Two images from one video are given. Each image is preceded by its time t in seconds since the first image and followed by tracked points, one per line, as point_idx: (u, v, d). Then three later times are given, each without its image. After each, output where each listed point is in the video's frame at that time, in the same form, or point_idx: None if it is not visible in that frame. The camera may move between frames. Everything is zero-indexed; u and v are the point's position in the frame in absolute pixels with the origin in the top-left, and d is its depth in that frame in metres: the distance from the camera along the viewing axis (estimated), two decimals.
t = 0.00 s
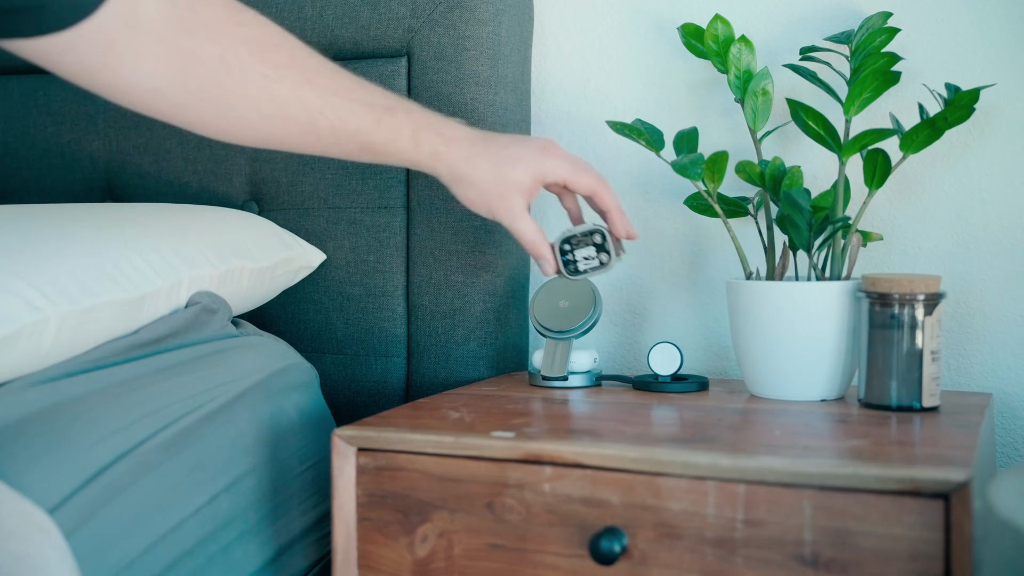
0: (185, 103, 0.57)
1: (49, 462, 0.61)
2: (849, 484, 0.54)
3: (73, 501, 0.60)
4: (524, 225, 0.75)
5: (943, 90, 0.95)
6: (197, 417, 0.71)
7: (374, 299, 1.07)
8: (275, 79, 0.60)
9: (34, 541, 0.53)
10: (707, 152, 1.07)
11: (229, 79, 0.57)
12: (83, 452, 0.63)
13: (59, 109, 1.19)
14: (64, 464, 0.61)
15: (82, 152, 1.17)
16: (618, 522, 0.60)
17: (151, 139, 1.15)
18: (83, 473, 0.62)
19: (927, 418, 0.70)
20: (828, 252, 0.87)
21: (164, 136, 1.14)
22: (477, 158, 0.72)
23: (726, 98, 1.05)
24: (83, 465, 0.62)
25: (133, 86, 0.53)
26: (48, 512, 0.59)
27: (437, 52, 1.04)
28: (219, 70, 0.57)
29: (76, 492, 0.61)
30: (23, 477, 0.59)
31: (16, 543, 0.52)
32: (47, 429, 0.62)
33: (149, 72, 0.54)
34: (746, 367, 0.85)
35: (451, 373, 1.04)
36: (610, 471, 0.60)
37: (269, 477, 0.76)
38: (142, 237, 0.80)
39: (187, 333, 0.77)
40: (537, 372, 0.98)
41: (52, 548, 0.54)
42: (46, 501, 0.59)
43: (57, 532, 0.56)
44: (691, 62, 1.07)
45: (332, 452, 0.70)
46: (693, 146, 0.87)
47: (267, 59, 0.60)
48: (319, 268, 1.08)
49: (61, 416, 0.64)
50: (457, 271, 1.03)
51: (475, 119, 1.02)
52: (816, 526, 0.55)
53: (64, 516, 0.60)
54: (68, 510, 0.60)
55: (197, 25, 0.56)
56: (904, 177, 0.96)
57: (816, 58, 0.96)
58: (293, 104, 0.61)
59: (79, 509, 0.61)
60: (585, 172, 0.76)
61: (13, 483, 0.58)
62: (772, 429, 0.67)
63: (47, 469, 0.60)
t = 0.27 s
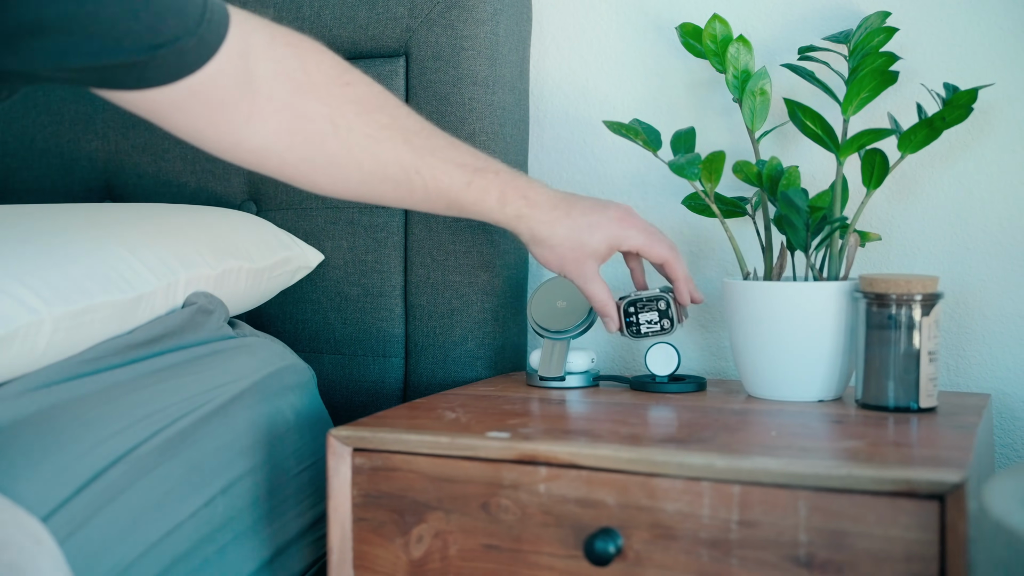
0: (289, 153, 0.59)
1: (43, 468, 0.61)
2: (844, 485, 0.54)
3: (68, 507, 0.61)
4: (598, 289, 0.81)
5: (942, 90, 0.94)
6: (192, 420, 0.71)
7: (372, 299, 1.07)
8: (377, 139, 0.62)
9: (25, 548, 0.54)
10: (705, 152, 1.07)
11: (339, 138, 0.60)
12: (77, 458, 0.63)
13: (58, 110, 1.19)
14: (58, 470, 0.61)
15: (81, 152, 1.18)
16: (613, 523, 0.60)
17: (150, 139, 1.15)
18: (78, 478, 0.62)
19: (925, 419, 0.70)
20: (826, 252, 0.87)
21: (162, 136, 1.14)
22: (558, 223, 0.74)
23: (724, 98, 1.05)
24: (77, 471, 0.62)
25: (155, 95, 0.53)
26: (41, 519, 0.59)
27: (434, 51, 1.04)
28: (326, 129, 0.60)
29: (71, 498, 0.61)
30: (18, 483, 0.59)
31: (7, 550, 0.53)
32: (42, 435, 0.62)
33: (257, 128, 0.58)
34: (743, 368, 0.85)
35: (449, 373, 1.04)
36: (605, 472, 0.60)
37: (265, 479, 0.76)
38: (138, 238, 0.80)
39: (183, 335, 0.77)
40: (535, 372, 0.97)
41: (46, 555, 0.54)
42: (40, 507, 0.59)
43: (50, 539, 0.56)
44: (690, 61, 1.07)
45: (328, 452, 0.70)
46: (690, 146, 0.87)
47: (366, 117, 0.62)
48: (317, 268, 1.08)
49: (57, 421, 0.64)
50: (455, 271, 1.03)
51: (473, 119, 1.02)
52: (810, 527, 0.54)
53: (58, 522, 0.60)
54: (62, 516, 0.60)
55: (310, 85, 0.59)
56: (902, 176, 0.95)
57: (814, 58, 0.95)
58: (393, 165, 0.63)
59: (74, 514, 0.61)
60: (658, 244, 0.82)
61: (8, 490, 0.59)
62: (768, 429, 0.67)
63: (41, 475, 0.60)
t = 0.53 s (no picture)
0: (313, 178, 0.63)
1: (40, 469, 0.61)
2: (840, 485, 0.53)
3: (65, 509, 0.61)
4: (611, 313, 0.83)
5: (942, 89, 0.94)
6: (189, 420, 0.71)
7: (371, 298, 1.07)
8: (400, 165, 0.65)
9: (21, 550, 0.54)
10: (705, 151, 1.06)
11: (363, 164, 0.64)
12: (74, 459, 0.63)
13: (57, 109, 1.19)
14: (55, 471, 0.61)
15: (80, 151, 1.18)
16: (611, 523, 0.60)
17: (149, 139, 1.15)
18: (75, 479, 0.62)
19: (924, 418, 0.70)
20: (825, 252, 0.87)
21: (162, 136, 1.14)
22: (576, 248, 0.76)
23: (724, 97, 1.05)
24: (74, 472, 0.62)
25: (173, 115, 0.57)
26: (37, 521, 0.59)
27: (433, 51, 1.03)
28: (349, 156, 0.63)
29: (68, 499, 0.61)
30: (15, 484, 0.59)
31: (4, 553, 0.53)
32: (40, 436, 0.62)
33: (284, 157, 0.61)
34: (742, 367, 0.85)
35: (448, 372, 1.04)
36: (603, 471, 0.60)
37: (262, 479, 0.76)
38: (137, 238, 0.80)
39: (180, 336, 0.77)
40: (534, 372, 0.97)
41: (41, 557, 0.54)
42: (37, 509, 0.59)
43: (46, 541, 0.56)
44: (689, 61, 1.06)
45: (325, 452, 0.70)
46: (689, 145, 0.87)
47: (383, 143, 0.65)
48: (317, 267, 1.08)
49: (54, 422, 0.64)
50: (454, 270, 1.03)
51: (472, 118, 1.02)
52: (807, 527, 0.54)
53: (54, 523, 0.60)
54: (59, 517, 0.60)
55: (334, 115, 0.63)
56: (902, 176, 0.95)
57: (814, 57, 0.95)
58: (415, 191, 0.66)
59: (70, 516, 0.61)
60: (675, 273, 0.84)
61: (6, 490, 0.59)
62: (766, 429, 0.67)
63: (37, 477, 0.60)
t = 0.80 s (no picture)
0: (313, 187, 0.63)
1: (36, 471, 0.61)
2: (838, 487, 0.53)
3: (61, 511, 0.61)
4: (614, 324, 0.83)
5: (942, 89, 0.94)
6: (186, 422, 0.71)
7: (371, 299, 1.06)
8: (400, 175, 0.65)
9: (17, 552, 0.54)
10: (704, 152, 1.06)
11: (363, 173, 0.64)
12: (71, 460, 0.63)
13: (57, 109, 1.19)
14: (51, 474, 0.61)
15: (80, 152, 1.18)
16: (609, 524, 0.60)
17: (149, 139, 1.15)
18: (71, 482, 0.62)
19: (923, 420, 0.70)
20: (824, 253, 0.86)
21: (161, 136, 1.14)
22: (579, 257, 0.77)
23: (723, 97, 1.04)
24: (71, 474, 0.62)
25: (174, 124, 0.57)
26: (33, 524, 0.59)
27: (432, 51, 1.03)
28: (350, 165, 0.63)
29: (64, 502, 0.61)
30: (12, 486, 0.59)
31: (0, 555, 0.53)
32: (36, 437, 0.62)
33: (284, 165, 0.61)
34: (742, 368, 0.85)
35: (448, 373, 1.03)
36: (601, 473, 0.60)
37: (260, 480, 0.76)
38: (135, 239, 0.80)
39: (178, 338, 0.77)
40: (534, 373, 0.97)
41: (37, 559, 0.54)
42: (33, 511, 0.59)
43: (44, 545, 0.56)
44: (689, 61, 1.06)
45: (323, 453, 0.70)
46: (688, 146, 0.86)
47: (384, 152, 0.65)
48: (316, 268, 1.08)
49: (51, 424, 0.64)
50: (453, 271, 1.03)
51: (471, 119, 1.02)
52: (805, 528, 0.54)
53: (50, 526, 0.60)
54: (55, 520, 0.60)
55: (334, 124, 0.63)
56: (902, 176, 0.95)
57: (813, 57, 0.95)
58: (416, 200, 0.66)
59: (67, 518, 0.61)
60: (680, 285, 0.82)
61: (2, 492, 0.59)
62: (765, 430, 0.67)
63: (34, 479, 0.60)
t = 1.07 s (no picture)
0: (312, 190, 0.63)
1: (33, 473, 0.61)
2: (836, 490, 0.53)
3: (57, 513, 0.60)
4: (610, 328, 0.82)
5: (942, 91, 0.94)
6: (183, 423, 0.71)
7: (370, 300, 1.06)
8: (398, 177, 0.65)
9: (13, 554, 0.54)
10: (704, 153, 1.06)
11: (362, 176, 0.64)
12: (67, 462, 0.63)
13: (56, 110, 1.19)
14: (47, 476, 0.61)
15: (79, 153, 1.18)
16: (607, 527, 0.60)
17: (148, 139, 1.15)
18: (68, 484, 0.62)
19: (922, 423, 0.70)
20: (824, 255, 0.86)
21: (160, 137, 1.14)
22: (577, 260, 0.76)
23: (723, 99, 1.04)
24: (67, 476, 0.62)
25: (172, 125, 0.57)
26: (29, 526, 0.59)
27: (431, 52, 1.03)
28: (348, 168, 0.63)
29: (60, 504, 0.61)
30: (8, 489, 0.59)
31: None
32: (33, 439, 0.62)
33: (282, 167, 0.61)
34: (741, 371, 0.85)
35: (447, 374, 1.03)
36: (599, 475, 0.60)
37: (258, 481, 0.76)
38: (132, 240, 0.80)
39: (176, 339, 0.77)
40: (533, 375, 0.97)
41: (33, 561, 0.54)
42: (28, 514, 0.59)
43: (38, 546, 0.57)
44: (689, 62, 1.06)
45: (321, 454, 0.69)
46: (688, 148, 0.86)
47: (380, 154, 0.64)
48: (315, 269, 1.08)
49: (47, 425, 0.64)
50: (452, 273, 1.03)
51: (470, 120, 1.02)
52: (804, 532, 0.54)
53: (46, 529, 0.59)
54: (51, 522, 0.60)
55: (332, 127, 0.63)
56: (903, 178, 0.95)
57: (813, 58, 0.95)
58: (414, 202, 0.66)
59: (63, 520, 0.61)
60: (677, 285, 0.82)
61: None
62: (764, 433, 0.67)
63: (30, 481, 0.60)
